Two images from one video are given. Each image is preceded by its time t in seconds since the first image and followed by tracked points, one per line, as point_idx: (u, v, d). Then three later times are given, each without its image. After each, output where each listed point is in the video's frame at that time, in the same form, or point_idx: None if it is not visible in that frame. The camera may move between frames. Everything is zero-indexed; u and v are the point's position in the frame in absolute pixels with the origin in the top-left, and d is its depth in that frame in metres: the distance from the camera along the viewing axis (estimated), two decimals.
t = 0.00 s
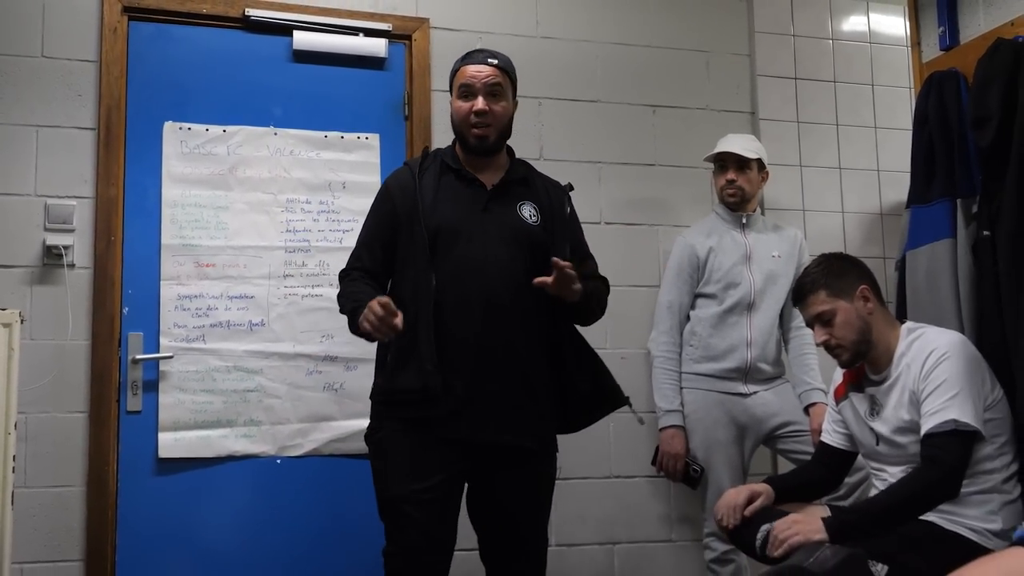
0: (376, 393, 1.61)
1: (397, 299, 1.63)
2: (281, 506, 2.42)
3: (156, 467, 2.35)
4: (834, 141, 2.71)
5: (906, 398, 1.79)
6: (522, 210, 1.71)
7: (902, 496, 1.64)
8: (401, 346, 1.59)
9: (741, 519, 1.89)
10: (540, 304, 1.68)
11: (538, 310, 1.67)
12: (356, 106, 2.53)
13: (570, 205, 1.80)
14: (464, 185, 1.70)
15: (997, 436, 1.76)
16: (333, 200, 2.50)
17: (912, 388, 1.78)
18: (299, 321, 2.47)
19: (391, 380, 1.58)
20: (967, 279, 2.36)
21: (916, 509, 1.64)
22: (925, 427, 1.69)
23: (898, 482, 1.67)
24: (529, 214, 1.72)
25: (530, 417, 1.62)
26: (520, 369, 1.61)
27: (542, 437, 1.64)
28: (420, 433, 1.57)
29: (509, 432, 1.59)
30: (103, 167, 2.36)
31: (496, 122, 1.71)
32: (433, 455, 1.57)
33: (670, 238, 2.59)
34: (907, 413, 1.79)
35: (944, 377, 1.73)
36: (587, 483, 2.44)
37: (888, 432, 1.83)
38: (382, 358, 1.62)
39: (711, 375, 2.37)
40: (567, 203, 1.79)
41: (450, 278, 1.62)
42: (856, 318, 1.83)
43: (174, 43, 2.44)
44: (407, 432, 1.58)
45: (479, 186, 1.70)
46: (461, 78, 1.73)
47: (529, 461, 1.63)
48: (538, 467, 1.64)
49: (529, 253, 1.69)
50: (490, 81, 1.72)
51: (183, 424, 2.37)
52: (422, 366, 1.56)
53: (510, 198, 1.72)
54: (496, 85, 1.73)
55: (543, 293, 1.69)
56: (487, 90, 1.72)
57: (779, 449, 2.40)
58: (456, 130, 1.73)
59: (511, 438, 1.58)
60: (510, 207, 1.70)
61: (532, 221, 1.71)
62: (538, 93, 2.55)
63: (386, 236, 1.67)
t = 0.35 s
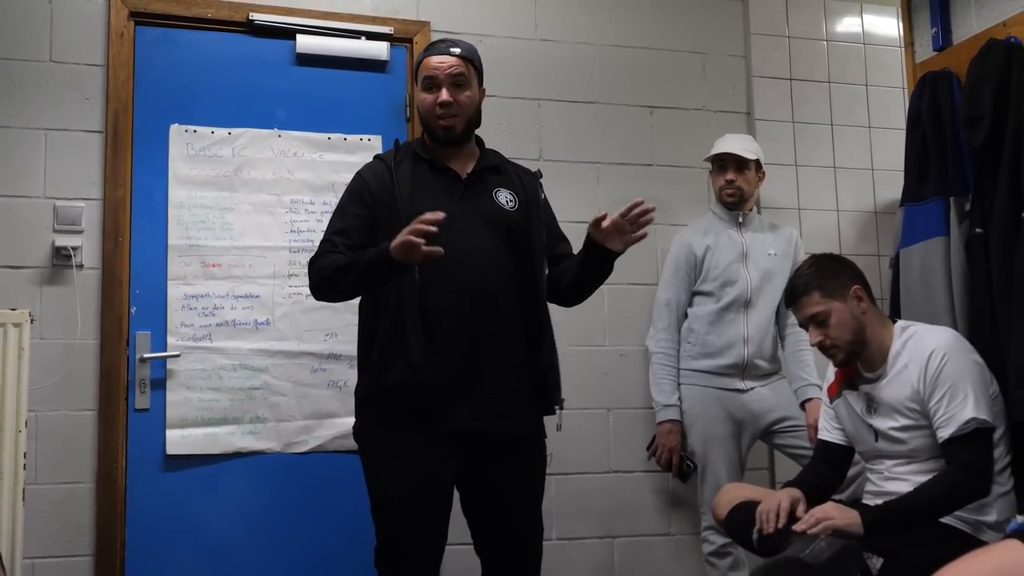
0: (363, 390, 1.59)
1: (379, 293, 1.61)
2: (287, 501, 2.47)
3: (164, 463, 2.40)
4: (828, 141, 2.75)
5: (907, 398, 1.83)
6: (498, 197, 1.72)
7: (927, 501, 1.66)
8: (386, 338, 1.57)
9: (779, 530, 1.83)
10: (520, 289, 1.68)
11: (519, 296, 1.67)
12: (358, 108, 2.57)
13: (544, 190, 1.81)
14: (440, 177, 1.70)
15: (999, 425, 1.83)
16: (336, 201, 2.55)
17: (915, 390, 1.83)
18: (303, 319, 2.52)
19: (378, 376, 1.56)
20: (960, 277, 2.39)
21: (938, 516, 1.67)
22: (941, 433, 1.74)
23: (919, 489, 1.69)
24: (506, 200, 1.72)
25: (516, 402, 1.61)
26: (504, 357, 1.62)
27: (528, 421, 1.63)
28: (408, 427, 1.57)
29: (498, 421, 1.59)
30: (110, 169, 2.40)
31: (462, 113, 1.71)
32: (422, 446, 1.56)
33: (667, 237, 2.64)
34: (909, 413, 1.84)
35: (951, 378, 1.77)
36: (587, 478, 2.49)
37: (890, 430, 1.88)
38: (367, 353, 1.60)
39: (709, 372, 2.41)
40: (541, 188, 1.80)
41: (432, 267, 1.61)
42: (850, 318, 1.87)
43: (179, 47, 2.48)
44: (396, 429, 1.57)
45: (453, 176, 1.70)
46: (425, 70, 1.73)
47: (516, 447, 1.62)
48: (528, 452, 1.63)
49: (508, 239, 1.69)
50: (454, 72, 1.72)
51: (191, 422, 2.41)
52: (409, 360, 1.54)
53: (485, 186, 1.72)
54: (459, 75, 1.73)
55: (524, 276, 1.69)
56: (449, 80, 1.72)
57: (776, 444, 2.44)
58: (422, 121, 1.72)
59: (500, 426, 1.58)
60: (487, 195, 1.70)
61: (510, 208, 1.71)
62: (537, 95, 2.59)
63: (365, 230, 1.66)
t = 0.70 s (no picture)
0: (346, 391, 1.55)
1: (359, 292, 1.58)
2: (298, 495, 2.55)
3: (179, 459, 2.48)
4: (822, 144, 2.83)
5: (899, 392, 1.92)
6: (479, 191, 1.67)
7: (911, 484, 1.75)
8: (365, 342, 1.54)
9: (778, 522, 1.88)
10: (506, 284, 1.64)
11: (505, 291, 1.63)
12: (366, 114, 2.66)
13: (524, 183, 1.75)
14: (418, 175, 1.65)
15: (986, 421, 1.93)
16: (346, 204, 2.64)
17: (905, 383, 1.91)
18: (314, 319, 2.60)
19: (360, 376, 1.53)
20: (950, 274, 2.47)
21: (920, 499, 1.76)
22: (929, 426, 1.83)
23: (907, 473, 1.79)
24: (485, 196, 1.66)
25: (498, 404, 1.57)
26: (489, 354, 1.58)
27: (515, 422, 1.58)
28: (392, 429, 1.53)
29: (486, 419, 1.55)
30: (126, 174, 2.49)
31: (444, 113, 1.64)
32: (403, 451, 1.53)
33: (666, 237, 2.72)
34: (900, 406, 1.93)
35: (940, 373, 1.85)
36: (588, 471, 2.57)
37: (881, 422, 1.97)
38: (349, 353, 1.57)
39: (706, 368, 2.49)
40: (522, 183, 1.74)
41: (409, 268, 1.57)
42: (846, 315, 1.95)
43: (192, 55, 2.56)
44: (377, 437, 1.53)
45: (431, 174, 1.65)
46: (405, 69, 1.66)
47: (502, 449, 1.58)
48: (520, 449, 1.59)
49: (488, 237, 1.64)
50: (435, 71, 1.65)
51: (205, 418, 2.49)
52: (389, 359, 1.51)
53: (466, 179, 1.67)
54: (439, 75, 1.66)
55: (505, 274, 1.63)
56: (429, 80, 1.65)
57: (771, 437, 2.52)
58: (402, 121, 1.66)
59: (488, 424, 1.54)
60: (465, 192, 1.65)
61: (489, 204, 1.66)
62: (538, 101, 2.68)
63: (344, 228, 1.61)
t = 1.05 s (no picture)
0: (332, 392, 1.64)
1: (345, 296, 1.67)
2: (308, 488, 2.64)
3: (192, 452, 2.57)
4: (812, 149, 2.94)
5: (884, 387, 2.01)
6: (460, 196, 1.77)
7: (906, 484, 1.82)
8: (357, 339, 1.62)
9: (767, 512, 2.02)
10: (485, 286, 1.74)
11: (484, 293, 1.73)
12: (374, 120, 2.78)
13: (503, 187, 1.87)
14: (405, 178, 1.74)
15: (968, 413, 2.03)
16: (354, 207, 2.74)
17: (891, 379, 2.00)
18: (323, 317, 2.70)
19: (345, 375, 1.61)
20: (935, 275, 2.57)
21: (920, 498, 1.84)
22: (916, 420, 1.91)
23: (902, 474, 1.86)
24: (469, 200, 1.77)
25: (483, 395, 1.67)
26: (469, 353, 1.68)
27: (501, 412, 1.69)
28: (376, 426, 1.62)
29: (468, 415, 1.65)
30: (141, 177, 2.57)
31: (426, 114, 1.75)
32: (396, 442, 1.62)
33: (662, 239, 2.82)
34: (887, 402, 2.01)
35: (923, 368, 1.94)
36: (587, 464, 2.66)
37: (868, 417, 2.06)
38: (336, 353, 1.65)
39: (701, 364, 2.58)
40: (500, 185, 1.86)
41: (398, 268, 1.66)
42: (834, 313, 2.05)
43: (206, 63, 2.66)
44: (369, 429, 1.62)
45: (419, 177, 1.75)
46: (390, 74, 1.76)
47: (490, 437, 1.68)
48: (503, 441, 1.69)
49: (472, 238, 1.74)
50: (418, 76, 1.76)
51: (218, 413, 2.58)
52: (372, 360, 1.60)
53: (447, 186, 1.77)
54: (421, 79, 1.76)
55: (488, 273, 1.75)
56: (411, 84, 1.76)
57: (764, 431, 2.62)
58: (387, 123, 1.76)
59: (470, 419, 1.65)
60: (450, 195, 1.75)
61: (472, 206, 1.77)
62: (540, 107, 2.78)
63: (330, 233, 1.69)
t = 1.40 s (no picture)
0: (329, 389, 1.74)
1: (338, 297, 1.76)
2: (304, 482, 2.72)
3: (191, 447, 2.64)
4: (793, 154, 3.04)
5: (861, 383, 2.10)
6: (449, 197, 1.86)
7: (884, 478, 1.90)
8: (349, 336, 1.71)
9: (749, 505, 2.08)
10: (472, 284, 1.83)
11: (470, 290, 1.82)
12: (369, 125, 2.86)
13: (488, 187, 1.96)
14: (396, 181, 1.83)
15: (944, 409, 2.11)
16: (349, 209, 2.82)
17: (869, 375, 2.09)
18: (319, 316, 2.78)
19: (341, 373, 1.72)
20: (911, 275, 2.66)
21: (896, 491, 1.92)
22: (893, 414, 2.00)
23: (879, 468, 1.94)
24: (457, 200, 1.87)
25: (470, 388, 1.76)
26: (456, 348, 1.77)
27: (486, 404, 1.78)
28: (369, 421, 1.71)
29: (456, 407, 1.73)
30: (143, 180, 2.65)
31: (434, 116, 1.85)
32: (388, 434, 1.71)
33: (648, 241, 2.91)
34: (865, 398, 2.10)
35: (898, 364, 2.03)
36: (575, 458, 2.75)
37: (846, 412, 2.15)
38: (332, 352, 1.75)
39: (685, 362, 2.67)
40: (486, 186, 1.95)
41: (389, 267, 1.75)
42: (813, 312, 2.13)
43: (206, 69, 2.73)
44: (360, 423, 1.71)
45: (410, 179, 1.84)
46: (398, 78, 1.85)
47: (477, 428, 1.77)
48: (489, 431, 1.78)
49: (460, 237, 1.84)
50: (427, 82, 1.86)
51: (216, 409, 2.65)
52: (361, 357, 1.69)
53: (435, 187, 1.86)
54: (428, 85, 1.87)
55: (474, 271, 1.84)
56: (420, 89, 1.85)
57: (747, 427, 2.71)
58: (395, 124, 1.84)
59: (458, 411, 1.73)
60: (439, 196, 1.85)
61: (460, 207, 1.86)
62: (530, 113, 2.87)
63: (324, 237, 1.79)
